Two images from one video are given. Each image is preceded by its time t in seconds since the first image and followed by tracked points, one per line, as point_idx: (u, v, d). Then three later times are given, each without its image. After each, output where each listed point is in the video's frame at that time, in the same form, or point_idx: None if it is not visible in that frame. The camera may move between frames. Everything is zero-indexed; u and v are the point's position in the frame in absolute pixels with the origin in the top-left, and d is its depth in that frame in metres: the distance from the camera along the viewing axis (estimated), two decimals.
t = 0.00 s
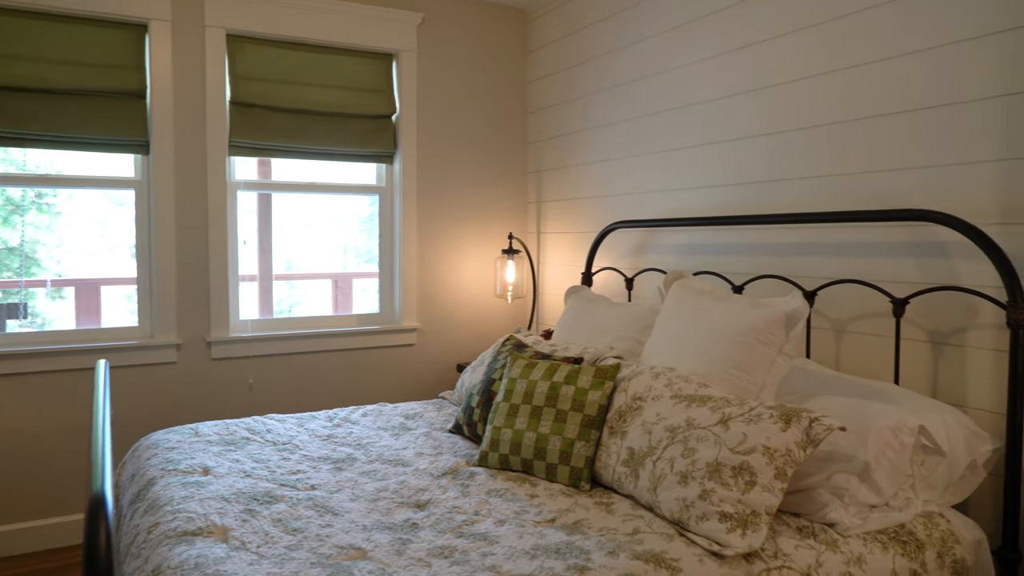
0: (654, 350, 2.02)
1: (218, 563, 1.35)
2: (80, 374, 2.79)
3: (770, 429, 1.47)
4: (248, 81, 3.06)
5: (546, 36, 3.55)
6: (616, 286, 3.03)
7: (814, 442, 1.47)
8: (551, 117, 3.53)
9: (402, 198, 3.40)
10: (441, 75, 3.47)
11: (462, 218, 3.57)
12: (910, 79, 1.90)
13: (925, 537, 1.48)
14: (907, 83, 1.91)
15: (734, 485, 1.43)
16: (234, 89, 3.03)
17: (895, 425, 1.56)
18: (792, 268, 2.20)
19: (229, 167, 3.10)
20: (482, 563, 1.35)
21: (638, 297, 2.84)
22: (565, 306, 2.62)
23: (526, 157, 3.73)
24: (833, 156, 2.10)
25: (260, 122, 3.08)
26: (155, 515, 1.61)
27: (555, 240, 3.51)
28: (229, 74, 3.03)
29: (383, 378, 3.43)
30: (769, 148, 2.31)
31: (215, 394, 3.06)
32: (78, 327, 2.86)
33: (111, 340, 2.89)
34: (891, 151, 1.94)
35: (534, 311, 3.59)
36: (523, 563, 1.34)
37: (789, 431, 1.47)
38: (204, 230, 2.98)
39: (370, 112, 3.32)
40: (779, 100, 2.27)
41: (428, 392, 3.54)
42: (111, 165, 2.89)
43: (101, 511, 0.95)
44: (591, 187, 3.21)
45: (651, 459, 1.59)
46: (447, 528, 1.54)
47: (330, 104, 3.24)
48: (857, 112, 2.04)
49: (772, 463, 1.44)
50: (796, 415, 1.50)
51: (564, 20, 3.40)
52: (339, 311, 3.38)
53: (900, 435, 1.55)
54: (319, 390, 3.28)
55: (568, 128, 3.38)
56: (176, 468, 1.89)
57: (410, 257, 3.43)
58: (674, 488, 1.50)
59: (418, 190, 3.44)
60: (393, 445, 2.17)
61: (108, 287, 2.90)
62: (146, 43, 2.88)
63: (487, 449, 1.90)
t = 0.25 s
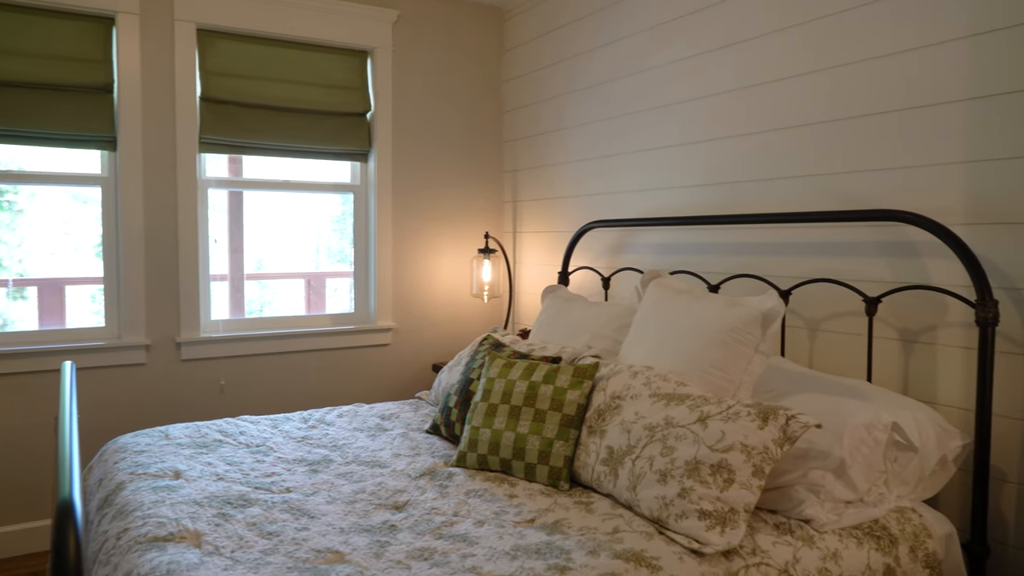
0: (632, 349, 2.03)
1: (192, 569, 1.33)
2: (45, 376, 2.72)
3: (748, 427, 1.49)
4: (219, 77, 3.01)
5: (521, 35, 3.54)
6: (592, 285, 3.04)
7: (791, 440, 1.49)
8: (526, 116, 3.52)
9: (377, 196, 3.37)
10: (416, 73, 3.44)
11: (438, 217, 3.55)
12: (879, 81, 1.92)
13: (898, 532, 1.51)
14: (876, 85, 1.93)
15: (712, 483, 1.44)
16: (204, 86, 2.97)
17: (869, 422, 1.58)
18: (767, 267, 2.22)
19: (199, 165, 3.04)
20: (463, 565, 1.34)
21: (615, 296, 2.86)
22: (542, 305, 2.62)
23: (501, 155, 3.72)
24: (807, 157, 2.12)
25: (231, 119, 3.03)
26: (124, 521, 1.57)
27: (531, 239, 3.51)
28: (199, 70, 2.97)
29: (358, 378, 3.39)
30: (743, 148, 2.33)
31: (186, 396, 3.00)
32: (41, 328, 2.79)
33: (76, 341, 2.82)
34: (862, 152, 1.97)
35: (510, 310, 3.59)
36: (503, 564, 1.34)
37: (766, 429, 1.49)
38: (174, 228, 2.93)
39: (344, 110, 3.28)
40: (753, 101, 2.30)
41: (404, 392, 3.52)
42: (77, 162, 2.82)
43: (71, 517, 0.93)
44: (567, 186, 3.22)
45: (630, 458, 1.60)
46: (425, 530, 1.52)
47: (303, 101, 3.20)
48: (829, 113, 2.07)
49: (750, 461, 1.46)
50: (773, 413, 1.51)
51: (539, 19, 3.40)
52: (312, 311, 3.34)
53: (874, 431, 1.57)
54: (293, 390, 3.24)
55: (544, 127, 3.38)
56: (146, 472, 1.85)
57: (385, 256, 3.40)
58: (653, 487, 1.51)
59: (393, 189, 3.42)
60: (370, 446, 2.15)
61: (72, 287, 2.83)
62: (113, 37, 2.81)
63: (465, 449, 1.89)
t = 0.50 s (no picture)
0: (609, 348, 2.03)
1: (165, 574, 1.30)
2: (9, 379, 2.65)
3: (726, 425, 1.50)
4: (189, 73, 2.95)
5: (497, 34, 3.54)
6: (568, 285, 3.04)
7: (768, 437, 1.51)
8: (502, 116, 3.52)
9: (351, 195, 3.34)
10: (392, 71, 3.42)
11: (413, 216, 3.53)
12: (852, 83, 1.96)
13: (872, 527, 1.53)
14: (849, 87, 1.96)
15: (691, 480, 1.45)
16: (174, 82, 2.92)
17: (844, 419, 1.60)
18: (742, 267, 2.24)
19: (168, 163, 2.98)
20: (442, 566, 1.33)
21: (591, 296, 2.86)
22: (518, 305, 2.61)
23: (477, 155, 3.71)
24: (781, 157, 2.15)
25: (203, 116, 2.98)
26: (94, 526, 1.53)
27: (507, 239, 3.50)
28: (169, 66, 2.92)
29: (333, 379, 3.36)
30: (718, 149, 2.35)
31: (155, 398, 2.95)
32: (5, 329, 2.71)
33: (42, 343, 2.75)
34: (835, 153, 2.00)
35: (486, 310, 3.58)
36: (483, 564, 1.33)
37: (744, 426, 1.50)
38: (144, 227, 2.87)
39: (318, 108, 3.25)
40: (728, 102, 2.32)
41: (379, 393, 3.49)
42: (42, 159, 2.75)
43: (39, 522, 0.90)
44: (543, 186, 3.22)
45: (608, 457, 1.60)
46: (404, 531, 1.51)
47: (276, 98, 3.15)
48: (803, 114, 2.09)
49: (728, 459, 1.47)
50: (751, 411, 1.52)
51: (515, 18, 3.40)
52: (284, 312, 3.29)
53: (849, 428, 1.60)
54: (266, 392, 3.20)
55: (519, 127, 3.38)
56: (116, 475, 1.81)
57: (359, 256, 3.37)
58: (632, 485, 1.51)
59: (368, 187, 3.38)
60: (346, 447, 2.13)
61: (37, 287, 2.76)
62: (80, 32, 2.74)
63: (443, 450, 1.88)
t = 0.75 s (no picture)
0: (587, 347, 2.03)
1: None
2: None
3: (704, 423, 1.51)
4: (159, 70, 2.90)
5: (472, 33, 3.53)
6: (544, 284, 3.04)
7: (746, 434, 1.52)
8: (477, 115, 3.51)
9: (325, 194, 3.31)
10: (366, 69, 3.39)
11: (389, 216, 3.50)
12: (825, 84, 1.98)
13: (848, 523, 1.55)
14: (822, 88, 1.98)
15: (670, 478, 1.45)
16: (144, 79, 2.86)
17: (819, 416, 1.62)
18: (717, 266, 2.26)
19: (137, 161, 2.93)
20: (422, 568, 1.32)
21: (567, 295, 2.87)
22: (495, 305, 2.61)
23: (452, 154, 3.69)
24: (755, 158, 2.17)
25: (173, 114, 2.93)
26: (63, 532, 1.50)
27: (483, 239, 3.49)
28: (139, 62, 2.86)
29: (307, 380, 3.32)
30: (693, 149, 2.37)
31: (125, 401, 2.89)
32: None
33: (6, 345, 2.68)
34: (808, 154, 2.02)
35: (462, 310, 3.57)
36: (463, 565, 1.32)
37: (722, 424, 1.51)
38: (113, 227, 2.81)
39: (291, 106, 3.21)
40: (703, 102, 2.33)
41: (354, 394, 3.46)
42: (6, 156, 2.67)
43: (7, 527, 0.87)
44: (519, 185, 3.21)
45: (587, 456, 1.60)
46: (382, 533, 1.49)
47: (249, 96, 3.11)
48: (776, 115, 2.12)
49: (706, 456, 1.48)
50: (728, 408, 1.53)
51: (489, 17, 3.39)
52: (256, 312, 3.25)
53: (824, 425, 1.62)
54: (239, 393, 3.15)
55: (495, 126, 3.37)
56: (85, 480, 1.76)
57: (334, 256, 3.34)
58: (612, 484, 1.51)
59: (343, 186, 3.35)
60: (322, 448, 2.10)
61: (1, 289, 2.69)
62: (46, 27, 2.67)
63: (420, 450, 1.86)
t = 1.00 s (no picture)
0: (565, 346, 2.04)
1: None
2: None
3: (682, 421, 1.51)
4: (129, 66, 2.84)
5: (448, 31, 3.51)
6: (521, 284, 3.04)
7: (724, 432, 1.53)
8: (453, 114, 3.49)
9: (299, 193, 3.27)
10: (341, 67, 3.35)
11: (364, 215, 3.47)
12: (799, 85, 2.01)
13: (824, 518, 1.57)
14: (797, 89, 2.01)
15: (649, 476, 1.46)
16: (113, 75, 2.81)
17: (796, 413, 1.64)
18: (694, 264, 2.28)
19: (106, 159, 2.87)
20: (401, 568, 1.31)
21: (543, 295, 2.87)
22: (472, 304, 2.60)
23: (428, 153, 3.67)
24: (731, 157, 2.19)
25: (143, 111, 2.88)
26: (31, 538, 1.46)
27: (459, 238, 3.48)
28: (108, 58, 2.80)
29: (282, 381, 3.28)
30: (670, 148, 2.38)
31: (94, 404, 2.83)
32: None
33: None
34: (784, 154, 2.04)
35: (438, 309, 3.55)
36: (443, 566, 1.31)
37: (700, 422, 1.52)
38: (82, 226, 2.75)
39: (265, 103, 3.17)
40: (679, 102, 2.35)
41: (329, 395, 3.43)
42: None
43: None
44: (495, 184, 3.21)
45: (566, 454, 1.60)
46: (361, 535, 1.48)
47: (221, 93, 3.06)
48: (751, 115, 2.14)
49: (685, 454, 1.48)
50: (706, 406, 1.54)
51: (466, 15, 3.38)
52: (228, 313, 3.20)
53: (801, 421, 1.63)
54: (212, 395, 3.10)
55: (471, 125, 3.36)
56: (54, 484, 1.72)
57: (308, 255, 3.30)
58: (591, 483, 1.51)
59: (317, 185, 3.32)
60: (297, 450, 2.07)
61: None
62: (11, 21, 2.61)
63: (398, 451, 1.85)
